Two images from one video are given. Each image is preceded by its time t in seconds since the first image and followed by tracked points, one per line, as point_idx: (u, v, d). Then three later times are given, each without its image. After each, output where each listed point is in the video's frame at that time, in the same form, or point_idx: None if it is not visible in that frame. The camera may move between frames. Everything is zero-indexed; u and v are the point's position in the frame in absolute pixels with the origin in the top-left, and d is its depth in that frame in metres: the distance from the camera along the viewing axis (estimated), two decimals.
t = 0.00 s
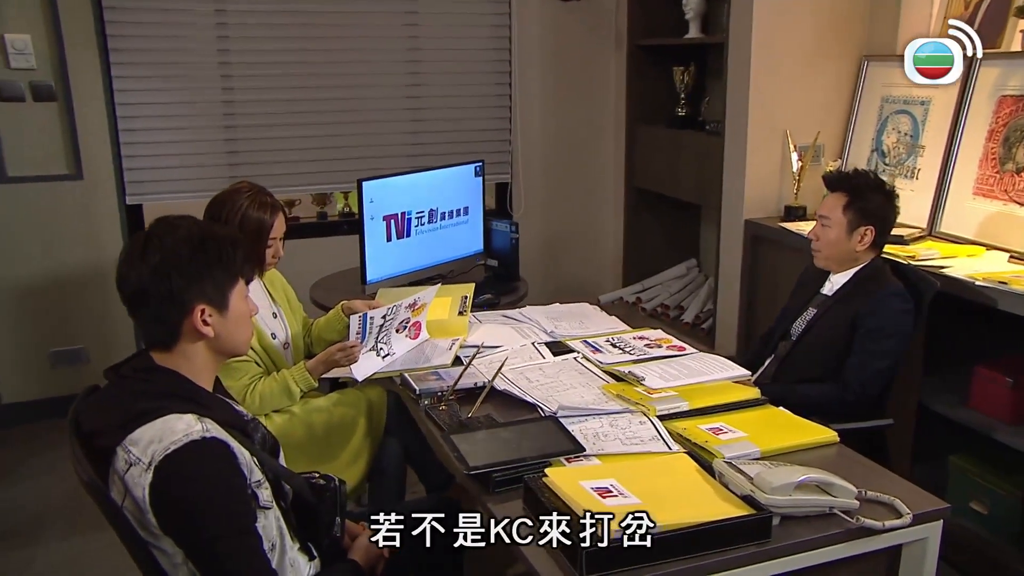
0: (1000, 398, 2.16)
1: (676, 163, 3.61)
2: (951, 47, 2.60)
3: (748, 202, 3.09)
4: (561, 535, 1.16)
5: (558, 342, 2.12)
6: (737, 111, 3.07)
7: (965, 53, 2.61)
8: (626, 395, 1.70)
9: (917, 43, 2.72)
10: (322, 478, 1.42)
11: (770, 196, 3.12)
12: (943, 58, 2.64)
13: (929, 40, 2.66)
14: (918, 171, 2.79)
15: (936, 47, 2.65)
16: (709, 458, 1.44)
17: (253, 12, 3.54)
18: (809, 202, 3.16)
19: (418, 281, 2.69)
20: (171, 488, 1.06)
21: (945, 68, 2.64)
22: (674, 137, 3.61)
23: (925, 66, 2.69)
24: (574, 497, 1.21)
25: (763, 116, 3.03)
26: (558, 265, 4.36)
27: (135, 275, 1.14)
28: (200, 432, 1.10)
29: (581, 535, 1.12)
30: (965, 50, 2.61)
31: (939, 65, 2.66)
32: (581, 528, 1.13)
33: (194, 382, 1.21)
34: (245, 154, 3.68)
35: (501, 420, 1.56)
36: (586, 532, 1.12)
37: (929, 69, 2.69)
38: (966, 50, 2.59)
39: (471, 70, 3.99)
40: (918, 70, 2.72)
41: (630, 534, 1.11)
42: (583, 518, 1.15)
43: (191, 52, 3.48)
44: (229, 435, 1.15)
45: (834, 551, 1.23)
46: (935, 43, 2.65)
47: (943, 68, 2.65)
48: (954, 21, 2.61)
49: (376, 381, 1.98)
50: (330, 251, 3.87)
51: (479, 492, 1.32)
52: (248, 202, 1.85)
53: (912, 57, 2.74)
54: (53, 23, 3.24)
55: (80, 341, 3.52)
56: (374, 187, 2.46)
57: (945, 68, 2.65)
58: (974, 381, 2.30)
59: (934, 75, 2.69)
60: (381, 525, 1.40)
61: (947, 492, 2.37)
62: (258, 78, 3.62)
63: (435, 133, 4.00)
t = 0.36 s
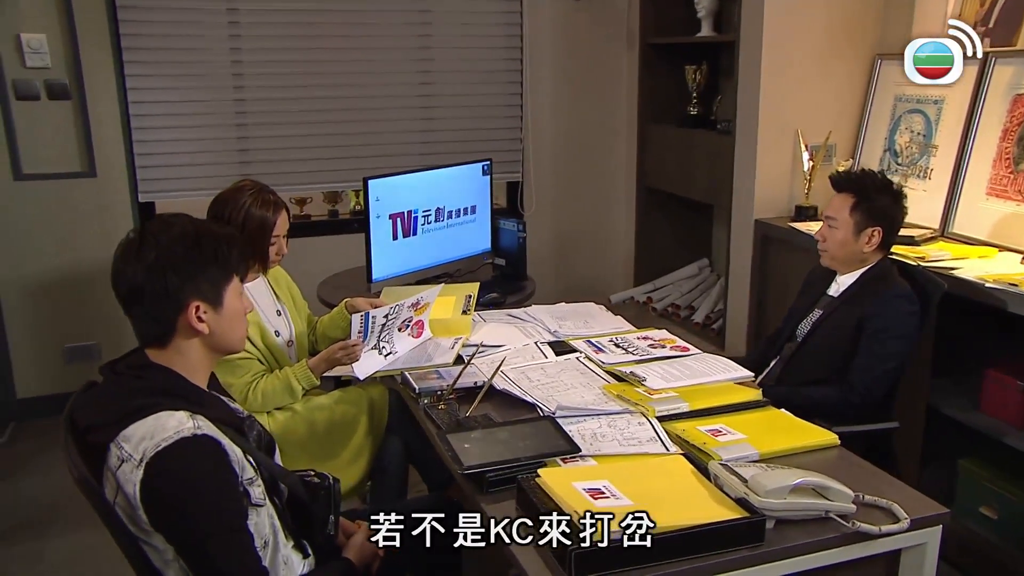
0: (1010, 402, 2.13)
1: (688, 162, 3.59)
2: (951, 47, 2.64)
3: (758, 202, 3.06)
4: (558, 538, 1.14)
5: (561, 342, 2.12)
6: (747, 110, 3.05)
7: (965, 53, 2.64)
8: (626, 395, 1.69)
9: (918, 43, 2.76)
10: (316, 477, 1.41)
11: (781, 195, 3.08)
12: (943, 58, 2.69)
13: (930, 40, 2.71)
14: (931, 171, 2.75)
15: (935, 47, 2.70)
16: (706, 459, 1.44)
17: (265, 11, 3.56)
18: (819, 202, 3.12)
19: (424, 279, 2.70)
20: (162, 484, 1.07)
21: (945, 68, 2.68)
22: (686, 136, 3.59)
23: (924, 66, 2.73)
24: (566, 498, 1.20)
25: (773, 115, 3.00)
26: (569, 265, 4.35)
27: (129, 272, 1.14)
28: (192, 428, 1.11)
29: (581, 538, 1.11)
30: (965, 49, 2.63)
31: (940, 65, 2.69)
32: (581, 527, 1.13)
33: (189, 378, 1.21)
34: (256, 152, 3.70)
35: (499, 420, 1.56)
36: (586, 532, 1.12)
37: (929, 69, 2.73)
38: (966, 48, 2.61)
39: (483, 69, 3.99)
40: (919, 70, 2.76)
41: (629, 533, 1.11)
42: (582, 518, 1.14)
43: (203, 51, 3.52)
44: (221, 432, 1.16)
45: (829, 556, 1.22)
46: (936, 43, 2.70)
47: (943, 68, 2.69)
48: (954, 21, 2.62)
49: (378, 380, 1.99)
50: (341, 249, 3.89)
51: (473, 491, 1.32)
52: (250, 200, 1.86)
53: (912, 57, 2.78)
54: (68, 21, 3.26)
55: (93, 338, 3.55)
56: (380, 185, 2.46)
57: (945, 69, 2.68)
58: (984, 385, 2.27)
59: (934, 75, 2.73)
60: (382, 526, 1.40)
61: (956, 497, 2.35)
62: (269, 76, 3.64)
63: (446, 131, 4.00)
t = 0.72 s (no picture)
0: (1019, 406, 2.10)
1: (699, 161, 3.57)
2: (951, 47, 2.64)
3: (769, 203, 3.03)
4: (548, 537, 1.13)
5: (564, 342, 2.11)
6: (758, 109, 3.01)
7: (965, 53, 2.63)
8: (624, 396, 1.68)
9: (917, 44, 2.76)
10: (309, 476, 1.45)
11: (791, 195, 3.04)
12: (943, 58, 2.68)
13: (930, 41, 2.71)
14: (944, 171, 2.70)
15: (935, 47, 2.70)
16: (702, 462, 1.43)
17: (276, 10, 3.58)
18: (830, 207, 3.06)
19: (431, 277, 2.74)
20: (150, 481, 1.06)
21: (945, 68, 2.67)
22: (697, 135, 3.56)
23: (925, 66, 2.73)
24: (556, 501, 1.19)
25: (784, 114, 2.95)
26: (581, 264, 4.34)
27: (120, 270, 1.15)
28: (182, 425, 1.11)
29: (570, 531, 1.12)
30: (965, 49, 2.63)
31: (940, 65, 2.69)
32: (577, 527, 1.13)
33: (180, 375, 1.21)
34: (268, 150, 3.73)
35: (495, 420, 1.55)
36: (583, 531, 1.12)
37: (930, 69, 2.73)
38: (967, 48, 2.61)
39: (494, 67, 3.98)
40: (919, 70, 2.76)
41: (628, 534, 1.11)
42: (581, 518, 1.14)
43: (214, 50, 3.54)
44: (211, 431, 1.16)
45: (821, 561, 1.21)
46: (935, 43, 2.69)
47: (943, 68, 2.68)
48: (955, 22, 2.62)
49: (379, 378, 1.99)
50: (353, 247, 3.90)
51: (465, 491, 1.31)
52: (252, 198, 1.87)
53: (912, 57, 2.78)
54: (82, 21, 3.30)
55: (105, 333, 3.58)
56: (385, 184, 2.50)
57: (945, 69, 2.68)
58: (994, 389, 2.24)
59: (934, 75, 2.72)
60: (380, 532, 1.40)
61: (965, 502, 2.32)
62: (281, 75, 3.66)
63: (458, 130, 4.00)
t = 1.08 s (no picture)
0: None
1: (709, 162, 3.55)
2: (952, 47, 2.64)
3: (776, 204, 2.99)
4: (549, 537, 1.11)
5: (564, 342, 2.10)
6: (766, 109, 2.98)
7: (965, 53, 2.64)
8: (621, 398, 1.67)
9: (918, 43, 2.75)
10: (300, 474, 1.43)
11: (800, 196, 3.00)
12: (943, 58, 2.68)
13: (930, 40, 2.70)
14: (954, 172, 2.65)
15: (936, 47, 2.70)
16: (696, 466, 1.41)
17: (286, 10, 3.59)
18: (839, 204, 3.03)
19: (436, 277, 2.76)
20: (133, 479, 1.06)
21: (945, 68, 2.68)
22: (706, 136, 3.54)
23: (925, 66, 2.73)
24: (543, 504, 1.18)
25: (793, 114, 2.91)
26: (590, 264, 4.32)
27: (108, 268, 1.15)
28: (167, 424, 1.12)
29: (570, 530, 1.12)
30: (965, 49, 2.64)
31: (940, 65, 2.69)
32: (576, 525, 1.12)
33: (170, 374, 1.22)
34: (277, 150, 3.74)
35: (490, 421, 1.54)
36: (581, 530, 1.12)
37: (929, 69, 2.72)
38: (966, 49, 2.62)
39: (504, 67, 3.97)
40: (919, 70, 2.75)
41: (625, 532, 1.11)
42: (579, 518, 1.14)
43: (224, 50, 3.56)
44: (197, 429, 1.17)
45: (811, 568, 1.20)
46: (936, 43, 2.69)
47: (944, 68, 2.68)
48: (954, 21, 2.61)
49: (378, 378, 1.99)
50: (361, 246, 3.91)
51: (454, 493, 1.31)
52: (251, 197, 1.89)
53: (913, 57, 2.77)
54: (94, 21, 3.32)
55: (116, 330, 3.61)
56: (388, 184, 2.51)
57: (945, 69, 2.68)
58: (1002, 394, 2.21)
59: (933, 75, 2.72)
60: (376, 535, 1.38)
61: (973, 507, 2.29)
62: (290, 75, 3.67)
63: (467, 130, 3.99)
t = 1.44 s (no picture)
0: None
1: (718, 162, 3.54)
2: (952, 47, 2.63)
3: (783, 205, 2.96)
4: (549, 538, 1.11)
5: (564, 342, 2.11)
6: (773, 112, 2.95)
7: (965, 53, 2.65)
8: (617, 399, 1.67)
9: (917, 43, 2.73)
10: (292, 473, 1.45)
11: (807, 198, 2.98)
12: (943, 58, 2.66)
13: (930, 40, 2.68)
14: (962, 174, 2.63)
15: (936, 47, 2.67)
16: (688, 468, 1.41)
17: (298, 11, 3.61)
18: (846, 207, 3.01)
19: (441, 276, 2.77)
20: (119, 474, 1.09)
21: (945, 68, 2.66)
22: (716, 137, 3.53)
23: (925, 66, 2.71)
24: (529, 503, 1.19)
25: (801, 114, 2.89)
26: (600, 265, 4.32)
27: (102, 267, 1.18)
28: (155, 420, 1.14)
29: (570, 530, 1.12)
30: (965, 50, 2.66)
31: (940, 65, 2.67)
32: (577, 525, 1.12)
33: (162, 371, 1.24)
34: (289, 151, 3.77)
35: (484, 421, 1.55)
36: (582, 531, 1.12)
37: (928, 69, 2.70)
38: (966, 49, 2.66)
39: (514, 68, 3.98)
40: (919, 70, 2.73)
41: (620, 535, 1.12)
42: (579, 518, 1.14)
43: (236, 52, 3.59)
44: (186, 426, 1.19)
45: (799, 572, 1.20)
46: (936, 43, 2.67)
47: (943, 68, 2.67)
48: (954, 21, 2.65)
49: (377, 377, 2.02)
50: (371, 246, 3.94)
51: (445, 493, 1.32)
52: (253, 195, 1.94)
53: (912, 57, 2.74)
54: (109, 24, 3.39)
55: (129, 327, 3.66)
56: (393, 184, 2.53)
57: (945, 69, 2.66)
58: (1007, 398, 2.20)
59: (934, 75, 2.70)
60: (377, 535, 1.40)
61: (977, 511, 2.27)
62: (302, 76, 3.70)
63: (478, 130, 4.01)
